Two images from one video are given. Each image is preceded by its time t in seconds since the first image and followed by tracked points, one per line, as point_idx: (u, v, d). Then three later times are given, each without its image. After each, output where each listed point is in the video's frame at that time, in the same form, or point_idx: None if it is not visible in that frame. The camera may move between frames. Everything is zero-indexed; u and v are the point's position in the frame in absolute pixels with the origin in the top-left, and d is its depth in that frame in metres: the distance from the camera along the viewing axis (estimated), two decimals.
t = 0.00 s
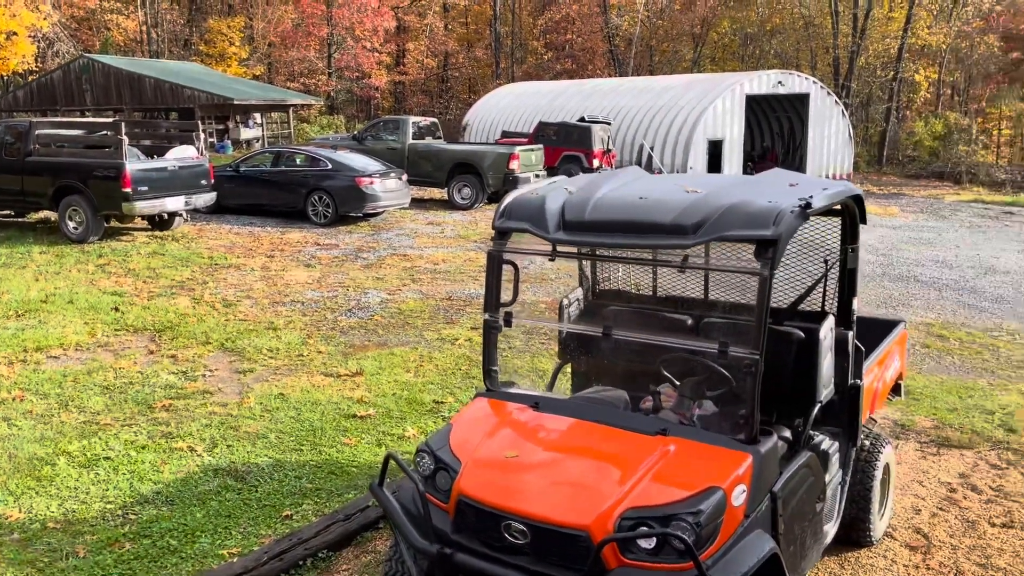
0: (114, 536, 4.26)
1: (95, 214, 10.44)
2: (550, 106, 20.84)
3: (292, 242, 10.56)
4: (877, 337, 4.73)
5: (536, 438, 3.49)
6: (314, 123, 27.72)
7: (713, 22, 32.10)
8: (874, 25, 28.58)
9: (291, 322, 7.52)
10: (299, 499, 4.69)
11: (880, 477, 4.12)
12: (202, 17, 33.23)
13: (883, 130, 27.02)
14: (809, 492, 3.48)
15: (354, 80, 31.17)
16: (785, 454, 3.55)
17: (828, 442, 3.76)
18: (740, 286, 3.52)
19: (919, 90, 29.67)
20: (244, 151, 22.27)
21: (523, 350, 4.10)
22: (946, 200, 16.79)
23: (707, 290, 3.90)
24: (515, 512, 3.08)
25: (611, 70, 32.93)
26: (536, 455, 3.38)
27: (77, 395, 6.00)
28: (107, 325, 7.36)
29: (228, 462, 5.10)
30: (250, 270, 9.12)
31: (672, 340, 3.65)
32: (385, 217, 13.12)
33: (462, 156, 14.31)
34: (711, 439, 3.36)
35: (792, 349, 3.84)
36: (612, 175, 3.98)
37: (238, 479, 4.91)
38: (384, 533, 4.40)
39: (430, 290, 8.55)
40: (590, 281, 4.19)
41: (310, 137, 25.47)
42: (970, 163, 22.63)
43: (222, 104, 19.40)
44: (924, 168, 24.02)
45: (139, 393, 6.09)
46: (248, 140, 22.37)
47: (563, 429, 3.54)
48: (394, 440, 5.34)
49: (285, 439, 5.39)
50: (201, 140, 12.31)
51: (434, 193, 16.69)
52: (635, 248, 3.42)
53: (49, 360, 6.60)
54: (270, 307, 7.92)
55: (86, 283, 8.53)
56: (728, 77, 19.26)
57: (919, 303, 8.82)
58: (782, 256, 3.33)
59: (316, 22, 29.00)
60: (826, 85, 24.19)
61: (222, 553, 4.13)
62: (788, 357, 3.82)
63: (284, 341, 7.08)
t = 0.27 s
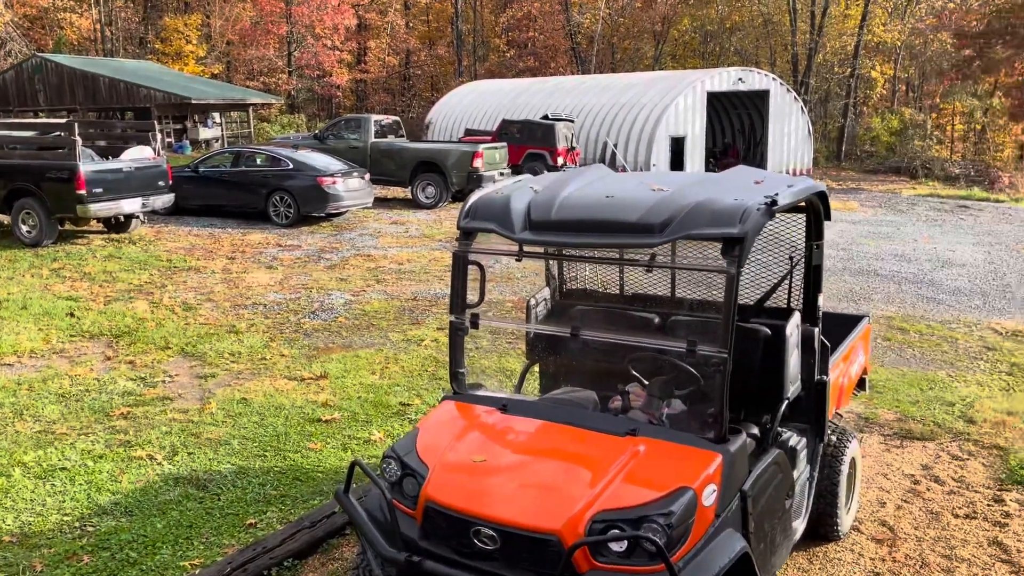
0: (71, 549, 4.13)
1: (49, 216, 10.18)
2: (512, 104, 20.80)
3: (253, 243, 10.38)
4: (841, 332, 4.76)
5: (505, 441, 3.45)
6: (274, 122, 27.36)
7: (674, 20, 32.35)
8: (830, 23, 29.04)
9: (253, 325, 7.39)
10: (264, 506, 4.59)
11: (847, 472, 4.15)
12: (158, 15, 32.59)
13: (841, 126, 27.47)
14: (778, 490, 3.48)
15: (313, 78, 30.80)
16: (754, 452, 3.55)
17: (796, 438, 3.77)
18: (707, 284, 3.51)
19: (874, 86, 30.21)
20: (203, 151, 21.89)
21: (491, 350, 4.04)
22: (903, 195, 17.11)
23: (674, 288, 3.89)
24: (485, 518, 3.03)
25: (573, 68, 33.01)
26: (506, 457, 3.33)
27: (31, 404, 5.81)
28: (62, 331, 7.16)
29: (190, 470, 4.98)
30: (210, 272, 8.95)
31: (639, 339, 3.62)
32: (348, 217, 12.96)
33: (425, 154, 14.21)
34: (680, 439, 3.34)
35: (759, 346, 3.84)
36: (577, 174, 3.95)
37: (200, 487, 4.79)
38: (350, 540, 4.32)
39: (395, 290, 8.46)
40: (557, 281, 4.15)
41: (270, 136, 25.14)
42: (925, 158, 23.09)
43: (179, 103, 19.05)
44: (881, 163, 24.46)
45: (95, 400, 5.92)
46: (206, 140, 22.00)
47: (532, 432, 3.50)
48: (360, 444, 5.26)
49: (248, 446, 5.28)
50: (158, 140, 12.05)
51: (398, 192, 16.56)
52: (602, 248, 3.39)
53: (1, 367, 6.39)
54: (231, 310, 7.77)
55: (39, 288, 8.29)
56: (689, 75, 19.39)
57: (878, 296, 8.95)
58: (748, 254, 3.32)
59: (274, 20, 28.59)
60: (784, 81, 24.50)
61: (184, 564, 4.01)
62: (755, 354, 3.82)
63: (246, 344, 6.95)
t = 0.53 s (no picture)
0: (36, 554, 4.04)
1: (9, 216, 9.97)
2: (482, 99, 20.75)
3: (220, 241, 10.25)
4: (807, 323, 4.81)
5: (475, 436, 3.44)
6: (241, 119, 27.03)
7: (642, 15, 32.47)
8: (796, 17, 29.32)
9: (220, 324, 7.29)
10: (233, 507, 4.53)
11: (813, 460, 4.20)
12: (120, 11, 32.01)
13: (807, 119, 27.78)
14: (745, 479, 3.51)
15: (280, 74, 30.44)
16: (722, 443, 3.58)
17: (762, 428, 3.80)
18: (674, 276, 3.52)
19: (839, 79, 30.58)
20: (168, 149, 21.57)
21: (460, 345, 4.01)
22: (868, 187, 17.36)
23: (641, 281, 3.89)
24: (454, 513, 3.02)
25: (542, 63, 33.00)
26: (475, 452, 3.32)
27: None
28: (24, 333, 7.01)
29: (156, 472, 4.90)
30: (176, 272, 8.82)
31: (607, 332, 3.63)
32: (317, 214, 12.85)
33: (395, 150, 14.12)
34: (648, 430, 3.35)
35: (726, 337, 3.86)
36: (544, 168, 3.94)
37: (167, 489, 4.71)
38: (320, 539, 4.28)
39: (365, 287, 8.40)
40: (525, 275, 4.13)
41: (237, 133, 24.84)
42: (889, 150, 23.41)
43: (144, 101, 18.74)
44: (846, 156, 24.78)
45: (59, 403, 5.80)
46: (172, 138, 21.68)
47: (501, 426, 3.49)
48: (330, 442, 5.22)
49: (216, 446, 5.21)
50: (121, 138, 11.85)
51: (367, 189, 16.45)
52: (569, 241, 3.38)
53: None
54: (198, 309, 7.67)
55: None
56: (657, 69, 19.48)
57: (845, 287, 9.06)
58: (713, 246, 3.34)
59: (239, 15, 28.19)
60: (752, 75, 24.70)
61: (151, 566, 3.95)
62: (722, 345, 3.84)
63: (214, 344, 6.86)
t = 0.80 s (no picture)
0: (10, 552, 4.02)
1: None
2: (458, 91, 20.69)
3: (195, 236, 10.17)
4: (778, 310, 4.87)
5: (449, 427, 3.45)
6: (215, 112, 26.77)
7: (617, 5, 32.47)
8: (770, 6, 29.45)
9: (195, 319, 7.24)
10: (209, 502, 4.52)
11: (784, 446, 4.26)
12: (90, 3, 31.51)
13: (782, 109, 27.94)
14: (717, 466, 3.55)
15: (254, 66, 30.14)
16: (694, 429, 3.62)
17: (735, 415, 3.85)
18: (644, 265, 3.55)
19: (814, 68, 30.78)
20: (141, 143, 21.32)
21: (437, 338, 4.02)
22: (841, 175, 17.52)
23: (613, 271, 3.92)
24: (428, 503, 3.03)
25: (518, 54, 32.92)
26: (449, 443, 3.34)
27: None
28: None
29: (131, 468, 4.87)
30: (150, 267, 8.74)
31: (580, 322, 3.65)
32: (293, 208, 12.77)
33: (371, 143, 14.06)
34: (620, 418, 3.39)
35: (697, 326, 3.89)
36: (515, 158, 3.95)
37: (142, 485, 4.69)
38: (297, 532, 4.28)
39: (341, 280, 8.37)
40: (498, 268, 4.13)
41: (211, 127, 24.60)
42: (863, 138, 23.62)
43: (115, 95, 18.51)
44: (821, 144, 24.95)
45: (32, 401, 5.74)
46: (144, 132, 21.43)
47: (475, 417, 3.51)
48: (307, 436, 5.21)
49: (192, 441, 5.19)
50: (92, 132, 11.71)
51: (343, 182, 16.36)
52: (540, 231, 3.40)
53: None
54: (172, 305, 7.61)
55: None
56: (633, 59, 19.52)
57: (819, 275, 9.16)
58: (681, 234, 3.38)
59: (212, 8, 27.69)
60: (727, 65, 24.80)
61: (126, 563, 3.93)
62: (694, 334, 3.88)
63: (189, 339, 6.81)
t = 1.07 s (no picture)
0: None
1: None
2: (441, 79, 20.60)
3: (176, 227, 10.11)
4: (756, 295, 4.91)
5: (428, 414, 3.47)
6: (197, 103, 26.54)
7: None
8: None
9: (177, 311, 7.22)
10: (191, 493, 4.52)
11: (763, 430, 4.30)
12: None
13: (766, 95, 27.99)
14: (694, 449, 3.59)
15: (235, 56, 29.89)
16: (671, 414, 3.65)
17: (713, 399, 3.89)
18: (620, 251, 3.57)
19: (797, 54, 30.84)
20: (121, 134, 21.13)
21: (420, 327, 4.02)
22: (824, 161, 17.60)
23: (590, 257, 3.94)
24: (407, 490, 3.04)
25: (501, 42, 32.79)
26: (429, 430, 3.35)
27: None
28: None
29: (113, 460, 4.86)
30: (131, 259, 8.69)
31: (557, 308, 3.66)
32: (275, 198, 12.71)
33: (353, 132, 14.00)
34: (598, 403, 3.41)
35: (675, 312, 3.92)
36: (492, 146, 3.95)
37: (124, 477, 4.68)
38: (279, 522, 4.29)
39: (324, 271, 8.35)
40: (478, 256, 4.14)
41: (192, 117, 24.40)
42: (846, 123, 23.70)
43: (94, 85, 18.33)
44: (804, 130, 25.02)
45: (12, 394, 5.71)
46: (124, 123, 21.24)
47: (454, 404, 3.52)
48: (289, 426, 5.22)
49: (174, 433, 5.19)
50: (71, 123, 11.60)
51: (326, 171, 16.29)
52: (515, 218, 3.41)
53: None
54: (154, 296, 7.58)
55: None
56: (616, 46, 19.49)
57: (800, 260, 9.21)
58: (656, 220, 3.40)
59: None
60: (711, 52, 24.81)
61: (108, 554, 3.93)
62: (671, 319, 3.91)
63: (171, 331, 6.79)
